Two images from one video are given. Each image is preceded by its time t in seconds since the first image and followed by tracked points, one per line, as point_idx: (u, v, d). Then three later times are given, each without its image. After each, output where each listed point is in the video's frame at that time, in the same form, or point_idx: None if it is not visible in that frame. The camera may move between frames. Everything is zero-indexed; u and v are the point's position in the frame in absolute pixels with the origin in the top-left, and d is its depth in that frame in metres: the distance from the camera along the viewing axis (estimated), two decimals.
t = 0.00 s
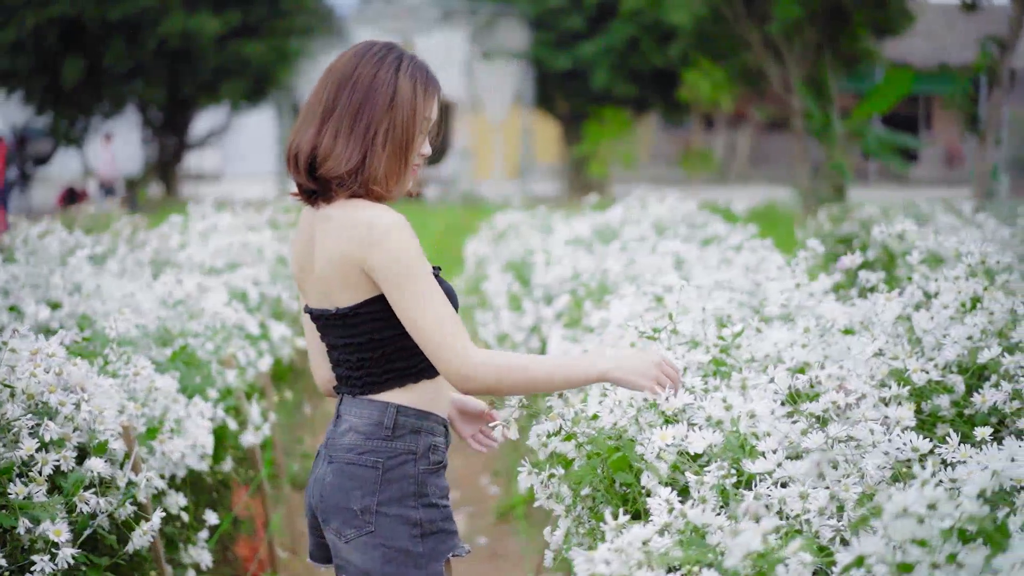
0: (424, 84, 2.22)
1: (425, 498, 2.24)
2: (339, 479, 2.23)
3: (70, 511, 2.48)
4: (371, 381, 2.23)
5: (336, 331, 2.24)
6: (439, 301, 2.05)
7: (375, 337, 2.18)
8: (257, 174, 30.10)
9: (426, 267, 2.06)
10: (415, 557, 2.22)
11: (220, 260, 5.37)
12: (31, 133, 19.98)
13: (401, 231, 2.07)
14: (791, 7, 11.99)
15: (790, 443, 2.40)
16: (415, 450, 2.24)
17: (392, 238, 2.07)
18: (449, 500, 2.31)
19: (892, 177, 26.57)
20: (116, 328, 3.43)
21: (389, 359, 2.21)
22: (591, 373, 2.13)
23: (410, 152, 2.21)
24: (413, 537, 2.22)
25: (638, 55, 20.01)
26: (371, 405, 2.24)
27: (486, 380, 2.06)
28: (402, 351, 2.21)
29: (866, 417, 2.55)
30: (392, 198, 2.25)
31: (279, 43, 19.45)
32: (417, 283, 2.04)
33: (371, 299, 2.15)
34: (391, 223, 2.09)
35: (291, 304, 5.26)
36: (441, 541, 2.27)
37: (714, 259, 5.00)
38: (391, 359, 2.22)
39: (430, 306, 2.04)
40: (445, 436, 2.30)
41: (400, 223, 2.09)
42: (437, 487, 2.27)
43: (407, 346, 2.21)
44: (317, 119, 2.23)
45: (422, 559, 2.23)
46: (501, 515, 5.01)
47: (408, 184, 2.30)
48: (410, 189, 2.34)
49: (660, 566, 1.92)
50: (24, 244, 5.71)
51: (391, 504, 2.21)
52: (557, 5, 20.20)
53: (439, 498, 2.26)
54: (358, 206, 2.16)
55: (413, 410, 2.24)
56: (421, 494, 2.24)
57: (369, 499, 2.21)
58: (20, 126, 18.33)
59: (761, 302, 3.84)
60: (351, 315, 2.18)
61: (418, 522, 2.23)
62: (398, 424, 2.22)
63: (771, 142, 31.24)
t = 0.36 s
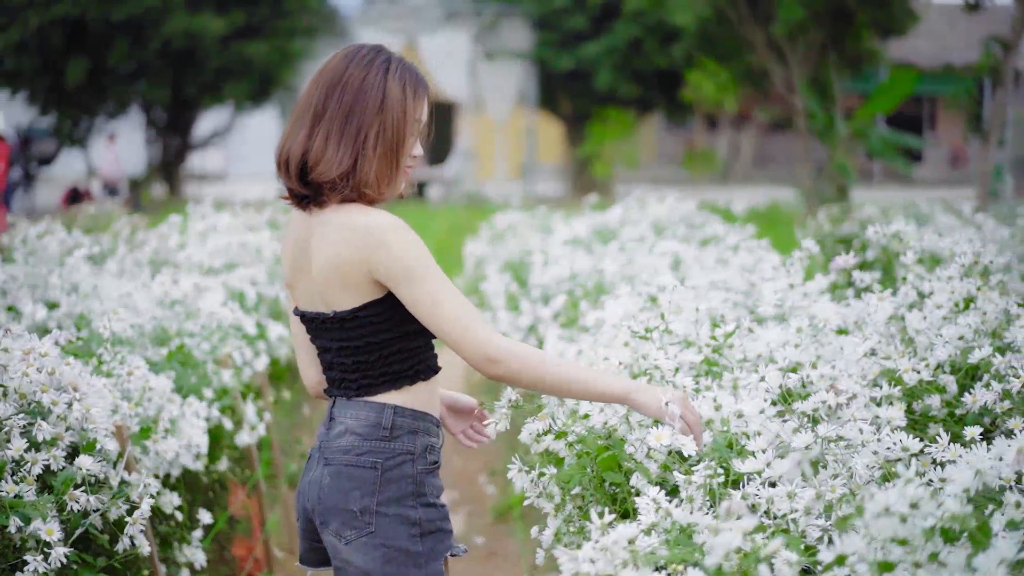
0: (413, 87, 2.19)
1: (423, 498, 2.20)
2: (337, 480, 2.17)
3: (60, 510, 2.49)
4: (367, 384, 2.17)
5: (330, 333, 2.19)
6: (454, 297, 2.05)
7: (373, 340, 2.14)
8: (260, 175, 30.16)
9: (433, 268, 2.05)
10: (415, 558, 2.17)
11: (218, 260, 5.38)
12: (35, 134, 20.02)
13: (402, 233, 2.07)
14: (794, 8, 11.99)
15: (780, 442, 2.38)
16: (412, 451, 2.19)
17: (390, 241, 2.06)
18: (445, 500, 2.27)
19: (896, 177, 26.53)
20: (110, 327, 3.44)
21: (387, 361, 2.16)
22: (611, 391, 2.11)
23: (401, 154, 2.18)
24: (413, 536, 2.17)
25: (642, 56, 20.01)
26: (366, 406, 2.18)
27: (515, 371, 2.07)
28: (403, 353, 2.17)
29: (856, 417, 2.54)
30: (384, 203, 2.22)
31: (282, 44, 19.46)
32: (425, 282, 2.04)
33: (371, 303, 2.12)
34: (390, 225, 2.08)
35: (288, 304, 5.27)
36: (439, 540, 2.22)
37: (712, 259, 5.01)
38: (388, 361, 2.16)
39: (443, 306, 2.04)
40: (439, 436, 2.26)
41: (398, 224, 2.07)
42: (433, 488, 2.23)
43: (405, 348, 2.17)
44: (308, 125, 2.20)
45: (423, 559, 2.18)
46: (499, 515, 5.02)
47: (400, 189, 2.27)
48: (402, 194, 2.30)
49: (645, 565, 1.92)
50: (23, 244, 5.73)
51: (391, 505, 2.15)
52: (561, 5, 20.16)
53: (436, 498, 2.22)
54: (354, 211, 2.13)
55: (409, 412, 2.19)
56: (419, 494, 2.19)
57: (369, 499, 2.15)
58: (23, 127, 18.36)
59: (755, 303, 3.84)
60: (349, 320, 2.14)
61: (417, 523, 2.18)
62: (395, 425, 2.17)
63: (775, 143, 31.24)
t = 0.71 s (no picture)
0: (400, 94, 2.18)
1: (422, 503, 2.15)
2: (335, 486, 2.12)
3: (53, 507, 2.51)
4: (364, 392, 2.14)
5: (327, 340, 2.17)
6: (457, 299, 2.06)
7: (370, 346, 2.13)
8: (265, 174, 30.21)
9: (434, 270, 2.06)
10: (418, 562, 2.12)
11: (217, 259, 5.40)
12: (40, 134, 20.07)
13: (402, 237, 2.08)
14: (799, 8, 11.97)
15: (767, 441, 2.38)
16: (410, 455, 2.16)
17: (390, 246, 2.06)
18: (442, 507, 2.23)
19: (902, 177, 26.44)
20: (104, 327, 3.45)
21: (385, 368, 2.14)
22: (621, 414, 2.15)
23: (392, 163, 2.17)
24: (413, 540, 2.12)
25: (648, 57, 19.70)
26: (363, 412, 2.15)
27: (516, 371, 2.08)
28: (400, 360, 2.16)
29: (846, 416, 2.53)
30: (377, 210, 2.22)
31: (287, 44, 19.47)
32: (429, 284, 2.05)
33: (370, 310, 2.11)
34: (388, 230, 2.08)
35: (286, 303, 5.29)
36: (439, 545, 2.18)
37: (710, 259, 5.00)
38: (386, 368, 2.14)
39: (447, 308, 2.05)
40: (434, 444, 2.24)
41: (396, 230, 2.08)
42: (431, 492, 2.19)
43: (404, 355, 2.16)
44: (298, 136, 2.19)
45: (424, 563, 2.13)
46: (496, 515, 5.03)
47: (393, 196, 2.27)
48: (396, 201, 2.30)
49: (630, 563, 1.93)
50: (24, 242, 5.75)
51: (392, 509, 2.10)
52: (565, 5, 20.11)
53: (434, 503, 2.18)
54: (354, 220, 2.13)
55: (406, 416, 2.16)
56: (418, 498, 2.15)
57: (369, 504, 2.10)
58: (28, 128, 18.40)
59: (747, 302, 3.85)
60: (348, 328, 2.12)
61: (417, 527, 2.13)
62: (393, 430, 2.14)
63: (780, 143, 31.19)
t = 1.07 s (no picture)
0: (397, 98, 2.19)
1: (414, 509, 2.16)
2: (328, 491, 2.12)
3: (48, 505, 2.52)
4: (358, 398, 2.15)
5: (323, 346, 2.17)
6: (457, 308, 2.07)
7: (367, 352, 2.13)
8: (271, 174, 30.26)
9: (433, 278, 2.07)
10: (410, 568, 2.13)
11: (217, 259, 5.43)
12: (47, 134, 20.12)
13: (402, 245, 2.09)
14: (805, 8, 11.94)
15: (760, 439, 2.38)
16: (403, 462, 2.16)
17: (388, 254, 2.07)
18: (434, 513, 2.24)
19: (909, 177, 26.36)
20: (103, 325, 3.47)
21: (379, 376, 2.15)
22: (612, 427, 2.14)
23: (389, 167, 2.17)
24: (406, 546, 2.13)
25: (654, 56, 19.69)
26: (357, 417, 2.15)
27: (512, 379, 2.08)
28: (395, 367, 2.17)
29: (839, 415, 2.53)
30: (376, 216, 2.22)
31: (294, 44, 19.48)
32: (428, 293, 2.06)
33: (367, 315, 2.12)
34: (388, 238, 2.09)
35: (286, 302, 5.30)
36: (430, 550, 2.19)
37: (711, 258, 5.00)
38: (380, 374, 2.15)
39: (445, 313, 2.06)
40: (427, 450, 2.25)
41: (395, 237, 2.09)
42: (423, 497, 2.20)
43: (399, 362, 2.17)
44: (296, 143, 2.20)
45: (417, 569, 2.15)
46: (496, 514, 5.03)
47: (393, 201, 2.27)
48: (396, 205, 2.31)
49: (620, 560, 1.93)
50: (28, 242, 5.78)
51: (386, 515, 2.11)
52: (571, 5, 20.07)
53: (426, 508, 2.19)
54: (352, 226, 2.13)
55: (399, 422, 2.17)
56: (410, 504, 2.16)
57: (362, 509, 2.10)
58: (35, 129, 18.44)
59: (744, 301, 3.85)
60: (345, 333, 2.13)
61: (410, 532, 2.14)
62: (386, 436, 2.15)
63: (787, 143, 31.13)
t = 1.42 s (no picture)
0: (399, 102, 2.19)
1: (399, 514, 2.16)
2: (314, 494, 2.13)
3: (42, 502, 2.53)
4: (348, 402, 2.15)
5: (317, 348, 2.18)
6: (452, 313, 2.07)
7: (360, 357, 2.13)
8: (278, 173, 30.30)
9: (430, 283, 2.07)
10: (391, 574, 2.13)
11: (219, 258, 5.45)
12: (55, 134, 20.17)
13: (399, 250, 2.09)
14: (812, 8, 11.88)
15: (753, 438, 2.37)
16: (389, 467, 2.16)
17: (386, 260, 2.08)
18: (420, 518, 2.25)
19: (917, 177, 26.25)
20: (102, 324, 3.48)
21: (370, 382, 2.15)
22: (609, 436, 2.15)
23: (393, 170, 2.18)
24: (388, 552, 2.13)
25: (660, 56, 19.60)
26: (345, 421, 2.16)
27: (511, 385, 2.09)
28: (387, 373, 2.16)
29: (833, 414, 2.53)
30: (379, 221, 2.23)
31: (300, 44, 19.48)
32: (425, 298, 2.06)
33: (364, 320, 2.12)
34: (385, 243, 2.09)
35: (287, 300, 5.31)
36: (415, 557, 2.20)
37: (712, 258, 4.99)
38: (372, 380, 2.15)
39: (444, 318, 2.06)
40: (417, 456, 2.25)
41: (393, 243, 2.09)
42: (411, 504, 2.20)
43: (391, 368, 2.16)
44: (298, 149, 2.20)
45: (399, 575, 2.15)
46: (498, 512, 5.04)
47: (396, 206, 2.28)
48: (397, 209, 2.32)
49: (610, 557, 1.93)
50: (32, 240, 5.80)
51: (370, 520, 2.12)
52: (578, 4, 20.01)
53: (413, 514, 2.20)
54: (351, 231, 2.14)
55: (388, 427, 2.17)
56: (395, 509, 2.15)
57: (347, 513, 2.11)
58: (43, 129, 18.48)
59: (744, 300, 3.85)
60: (339, 336, 2.13)
61: (394, 538, 2.14)
62: (373, 441, 2.15)
63: (794, 142, 31.07)
